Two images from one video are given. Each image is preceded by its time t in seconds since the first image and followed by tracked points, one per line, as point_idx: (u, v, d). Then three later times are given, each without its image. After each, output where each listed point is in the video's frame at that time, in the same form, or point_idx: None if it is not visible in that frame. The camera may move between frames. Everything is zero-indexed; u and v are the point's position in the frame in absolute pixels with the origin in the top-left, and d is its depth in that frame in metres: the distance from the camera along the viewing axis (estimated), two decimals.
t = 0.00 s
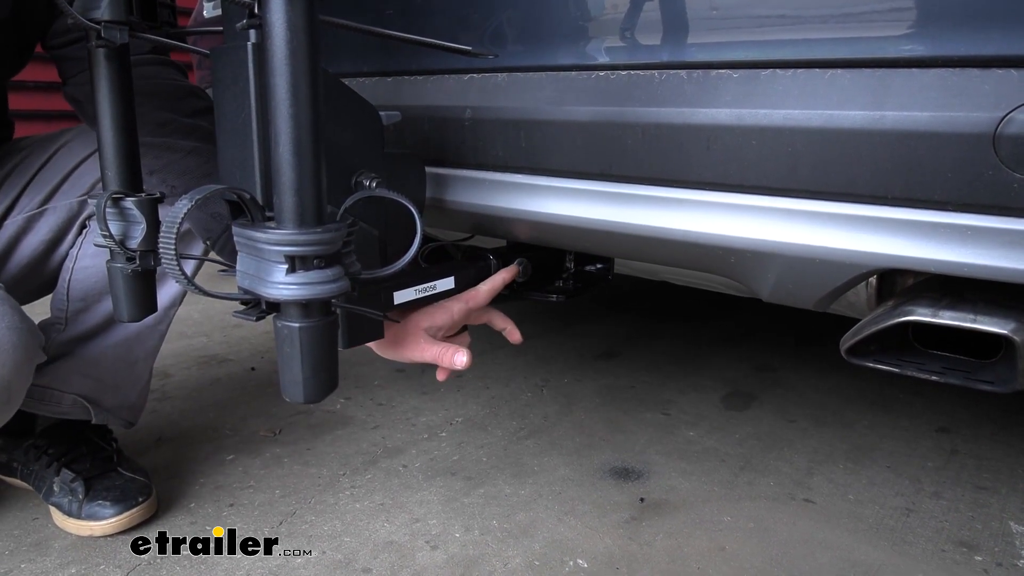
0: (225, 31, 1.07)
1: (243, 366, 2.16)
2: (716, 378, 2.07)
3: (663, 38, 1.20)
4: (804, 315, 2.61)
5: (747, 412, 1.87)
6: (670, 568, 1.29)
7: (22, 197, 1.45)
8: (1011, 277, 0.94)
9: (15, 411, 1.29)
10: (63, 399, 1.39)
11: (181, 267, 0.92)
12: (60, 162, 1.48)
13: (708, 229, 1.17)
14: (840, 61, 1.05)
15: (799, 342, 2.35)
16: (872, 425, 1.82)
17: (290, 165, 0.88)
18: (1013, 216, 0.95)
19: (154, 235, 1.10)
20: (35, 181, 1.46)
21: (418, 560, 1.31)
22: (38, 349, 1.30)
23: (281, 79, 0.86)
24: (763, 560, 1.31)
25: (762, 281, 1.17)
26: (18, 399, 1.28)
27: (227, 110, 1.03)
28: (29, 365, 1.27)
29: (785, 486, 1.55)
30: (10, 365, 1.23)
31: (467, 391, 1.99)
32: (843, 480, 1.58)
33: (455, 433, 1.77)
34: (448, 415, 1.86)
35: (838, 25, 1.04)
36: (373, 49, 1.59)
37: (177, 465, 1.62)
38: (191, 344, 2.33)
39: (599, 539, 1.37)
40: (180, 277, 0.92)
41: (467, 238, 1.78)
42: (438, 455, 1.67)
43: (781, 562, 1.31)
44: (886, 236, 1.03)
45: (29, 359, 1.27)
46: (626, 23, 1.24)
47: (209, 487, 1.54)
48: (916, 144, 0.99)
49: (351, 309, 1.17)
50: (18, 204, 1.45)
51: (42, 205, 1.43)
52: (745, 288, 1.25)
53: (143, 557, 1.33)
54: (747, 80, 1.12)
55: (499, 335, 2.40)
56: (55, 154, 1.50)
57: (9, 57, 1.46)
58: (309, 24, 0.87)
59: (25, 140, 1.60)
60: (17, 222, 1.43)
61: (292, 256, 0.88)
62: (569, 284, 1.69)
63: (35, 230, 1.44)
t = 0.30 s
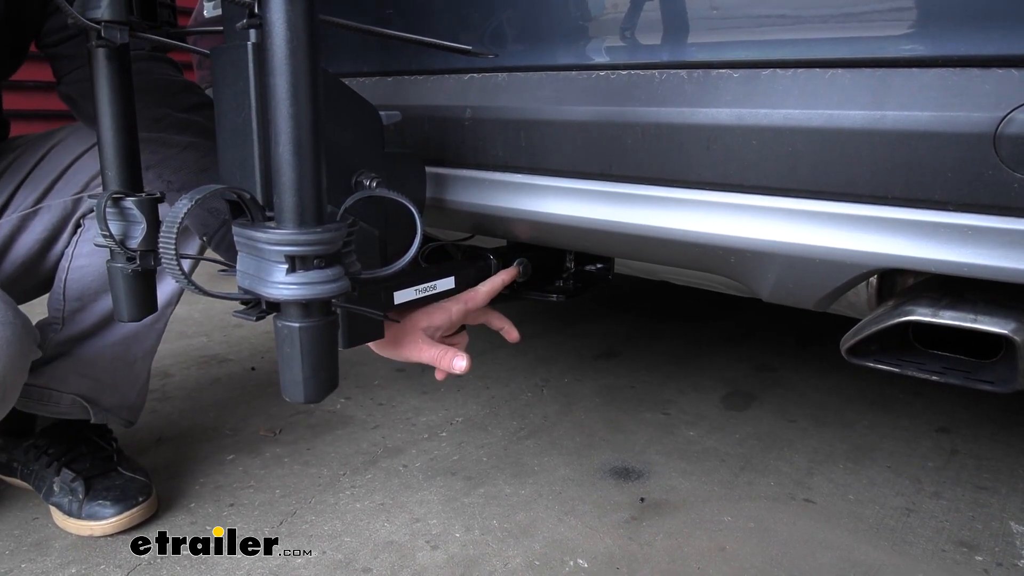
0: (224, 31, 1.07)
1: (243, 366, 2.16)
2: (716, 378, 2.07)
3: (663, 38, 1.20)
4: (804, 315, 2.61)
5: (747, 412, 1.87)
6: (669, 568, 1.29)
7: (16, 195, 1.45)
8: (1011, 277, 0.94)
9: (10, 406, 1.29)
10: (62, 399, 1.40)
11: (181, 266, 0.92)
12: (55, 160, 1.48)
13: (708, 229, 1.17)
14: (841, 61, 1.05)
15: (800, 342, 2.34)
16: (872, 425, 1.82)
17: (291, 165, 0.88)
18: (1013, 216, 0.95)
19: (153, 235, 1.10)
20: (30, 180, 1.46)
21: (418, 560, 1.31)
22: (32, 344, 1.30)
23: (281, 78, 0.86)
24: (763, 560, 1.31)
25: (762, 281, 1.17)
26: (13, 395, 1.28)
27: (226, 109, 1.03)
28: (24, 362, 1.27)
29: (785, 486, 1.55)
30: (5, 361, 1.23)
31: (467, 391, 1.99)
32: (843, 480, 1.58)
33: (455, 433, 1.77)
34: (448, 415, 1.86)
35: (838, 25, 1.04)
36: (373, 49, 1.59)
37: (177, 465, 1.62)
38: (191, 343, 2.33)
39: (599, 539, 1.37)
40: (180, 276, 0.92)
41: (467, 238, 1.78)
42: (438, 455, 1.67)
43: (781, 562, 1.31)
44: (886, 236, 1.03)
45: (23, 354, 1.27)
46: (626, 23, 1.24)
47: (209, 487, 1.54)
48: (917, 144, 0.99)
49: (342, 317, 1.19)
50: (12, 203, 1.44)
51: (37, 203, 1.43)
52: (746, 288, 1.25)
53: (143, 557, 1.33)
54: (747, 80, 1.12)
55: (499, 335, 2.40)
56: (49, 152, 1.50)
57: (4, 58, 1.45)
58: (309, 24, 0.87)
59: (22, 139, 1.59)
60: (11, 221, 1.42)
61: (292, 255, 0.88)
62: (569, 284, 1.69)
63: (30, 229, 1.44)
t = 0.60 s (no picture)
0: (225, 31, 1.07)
1: (244, 366, 2.16)
2: (716, 378, 2.07)
3: (664, 39, 1.20)
4: (804, 315, 2.61)
5: (747, 413, 1.87)
6: (669, 568, 1.29)
7: (19, 194, 1.45)
8: (1011, 278, 0.94)
9: (20, 406, 1.29)
10: (63, 397, 1.39)
11: (182, 266, 0.92)
12: (57, 159, 1.48)
13: (708, 230, 1.17)
14: (841, 62, 1.05)
15: (800, 342, 2.35)
16: (872, 425, 1.82)
17: (291, 165, 0.88)
18: (1013, 216, 0.95)
19: (154, 235, 1.10)
20: (32, 179, 1.46)
21: (419, 560, 1.31)
22: (41, 343, 1.29)
23: (282, 79, 0.86)
24: (763, 561, 1.31)
25: (762, 282, 1.17)
26: (22, 394, 1.28)
27: (227, 110, 1.03)
28: (33, 360, 1.27)
29: (785, 486, 1.55)
30: (16, 359, 1.23)
31: (467, 391, 1.99)
32: (843, 480, 1.58)
33: (455, 433, 1.77)
34: (448, 415, 1.86)
35: (838, 25, 1.04)
36: (373, 49, 1.59)
37: (177, 465, 1.62)
38: (191, 344, 2.33)
39: (599, 539, 1.37)
40: (180, 276, 0.92)
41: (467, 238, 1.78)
42: (438, 455, 1.67)
43: (781, 563, 1.31)
44: (885, 237, 1.03)
45: (33, 353, 1.27)
46: (626, 23, 1.24)
47: (209, 487, 1.54)
48: (917, 144, 0.99)
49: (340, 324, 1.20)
50: (15, 202, 1.44)
51: (39, 203, 1.43)
52: (745, 288, 1.26)
53: (143, 557, 1.33)
54: (748, 80, 1.12)
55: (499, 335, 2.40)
56: (51, 151, 1.49)
57: (4, 58, 1.45)
58: (309, 25, 0.87)
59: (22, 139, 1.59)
60: (14, 219, 1.43)
61: (292, 256, 0.88)
62: (569, 285, 1.69)
63: (33, 228, 1.44)
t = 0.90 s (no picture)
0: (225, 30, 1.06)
1: (244, 367, 2.16)
2: (716, 379, 2.07)
3: (664, 39, 1.20)
4: (804, 315, 2.61)
5: (747, 413, 1.87)
6: (670, 568, 1.29)
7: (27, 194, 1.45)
8: (1011, 278, 0.94)
9: (32, 408, 1.29)
10: (66, 396, 1.39)
11: (182, 267, 0.92)
12: (63, 159, 1.47)
13: (709, 230, 1.17)
14: (841, 62, 1.05)
15: (800, 342, 2.35)
16: (872, 425, 1.82)
17: (291, 166, 0.88)
18: (1013, 217, 0.95)
19: (155, 236, 1.10)
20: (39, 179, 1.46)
21: (419, 561, 1.31)
22: (54, 345, 1.30)
23: (282, 80, 0.86)
24: (763, 561, 1.31)
25: (762, 282, 1.17)
26: (35, 397, 1.28)
27: (227, 110, 1.03)
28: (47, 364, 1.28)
29: (785, 486, 1.55)
30: (29, 363, 1.23)
31: (467, 391, 1.99)
32: (843, 481, 1.58)
33: (455, 434, 1.77)
34: (448, 415, 1.86)
35: (839, 25, 1.04)
36: (373, 49, 1.59)
37: (178, 466, 1.62)
38: (191, 344, 2.33)
39: (600, 539, 1.37)
40: (181, 277, 0.92)
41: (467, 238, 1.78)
42: (438, 455, 1.67)
43: (781, 563, 1.31)
44: (886, 237, 1.03)
45: (46, 356, 1.27)
46: (627, 24, 1.24)
47: (209, 488, 1.54)
48: (917, 144, 0.99)
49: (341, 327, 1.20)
50: (23, 201, 1.44)
51: (46, 203, 1.43)
52: (746, 288, 1.26)
53: (143, 557, 1.33)
54: (748, 80, 1.12)
55: (499, 336, 2.40)
56: (58, 153, 1.49)
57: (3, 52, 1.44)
58: (310, 26, 0.87)
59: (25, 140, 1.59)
60: (21, 219, 1.43)
61: (293, 257, 0.88)
62: (569, 285, 1.69)
63: (38, 228, 1.44)
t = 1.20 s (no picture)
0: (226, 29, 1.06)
1: (244, 366, 2.16)
2: (717, 378, 2.07)
3: (664, 39, 1.20)
4: (805, 315, 2.61)
5: (747, 413, 1.87)
6: (670, 568, 1.29)
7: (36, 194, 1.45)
8: (1011, 278, 0.94)
9: (51, 418, 1.29)
10: (69, 396, 1.38)
11: (183, 267, 0.92)
12: (73, 160, 1.48)
13: (709, 230, 1.17)
14: (841, 61, 1.05)
15: (800, 342, 2.34)
16: (872, 425, 1.82)
17: (291, 166, 0.88)
18: (1013, 216, 0.95)
19: (155, 236, 1.11)
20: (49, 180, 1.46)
21: (419, 560, 1.31)
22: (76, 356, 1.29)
23: (282, 79, 0.86)
24: (763, 561, 1.31)
25: (763, 282, 1.17)
26: (55, 407, 1.28)
27: (227, 110, 1.03)
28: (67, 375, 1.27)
29: (785, 486, 1.55)
30: (51, 373, 1.23)
31: (467, 391, 1.99)
32: (844, 480, 1.58)
33: (455, 433, 1.77)
34: (448, 415, 1.86)
35: (839, 25, 1.04)
36: (374, 49, 1.59)
37: (177, 465, 1.62)
38: (192, 344, 2.33)
39: (600, 539, 1.38)
40: (181, 277, 0.92)
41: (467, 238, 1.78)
42: (438, 455, 1.67)
43: (782, 562, 1.31)
44: (886, 237, 1.03)
45: (68, 367, 1.27)
46: (627, 23, 1.24)
47: (210, 488, 1.54)
48: (918, 144, 0.99)
49: (342, 337, 1.22)
50: (33, 202, 1.44)
51: (56, 203, 1.43)
52: (746, 288, 1.26)
53: (143, 557, 1.33)
54: (749, 80, 1.12)
55: (499, 335, 2.40)
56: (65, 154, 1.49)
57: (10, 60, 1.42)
58: (310, 25, 0.87)
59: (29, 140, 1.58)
60: (29, 220, 1.42)
61: (293, 257, 0.88)
62: (569, 285, 1.69)
63: (48, 229, 1.44)
